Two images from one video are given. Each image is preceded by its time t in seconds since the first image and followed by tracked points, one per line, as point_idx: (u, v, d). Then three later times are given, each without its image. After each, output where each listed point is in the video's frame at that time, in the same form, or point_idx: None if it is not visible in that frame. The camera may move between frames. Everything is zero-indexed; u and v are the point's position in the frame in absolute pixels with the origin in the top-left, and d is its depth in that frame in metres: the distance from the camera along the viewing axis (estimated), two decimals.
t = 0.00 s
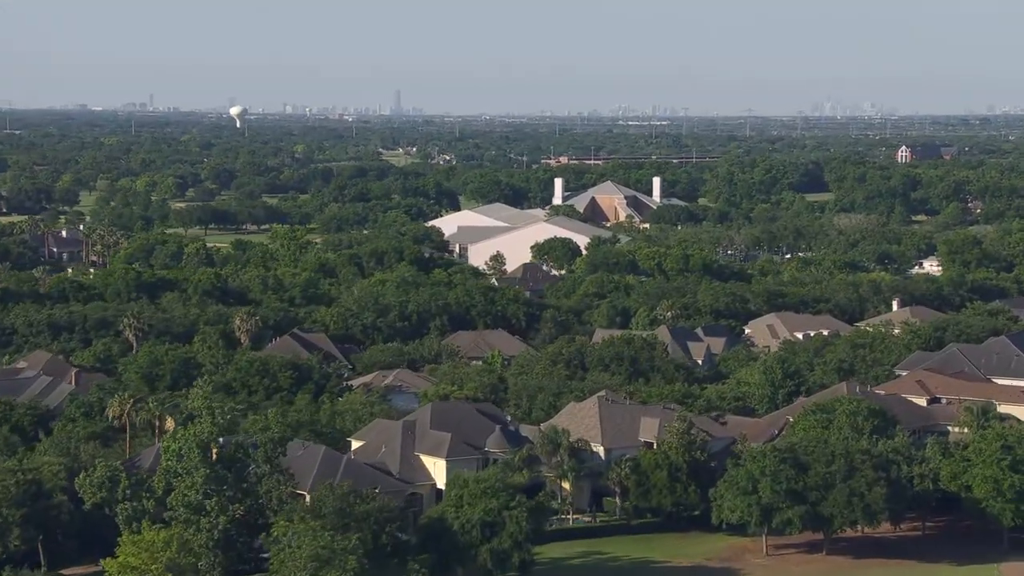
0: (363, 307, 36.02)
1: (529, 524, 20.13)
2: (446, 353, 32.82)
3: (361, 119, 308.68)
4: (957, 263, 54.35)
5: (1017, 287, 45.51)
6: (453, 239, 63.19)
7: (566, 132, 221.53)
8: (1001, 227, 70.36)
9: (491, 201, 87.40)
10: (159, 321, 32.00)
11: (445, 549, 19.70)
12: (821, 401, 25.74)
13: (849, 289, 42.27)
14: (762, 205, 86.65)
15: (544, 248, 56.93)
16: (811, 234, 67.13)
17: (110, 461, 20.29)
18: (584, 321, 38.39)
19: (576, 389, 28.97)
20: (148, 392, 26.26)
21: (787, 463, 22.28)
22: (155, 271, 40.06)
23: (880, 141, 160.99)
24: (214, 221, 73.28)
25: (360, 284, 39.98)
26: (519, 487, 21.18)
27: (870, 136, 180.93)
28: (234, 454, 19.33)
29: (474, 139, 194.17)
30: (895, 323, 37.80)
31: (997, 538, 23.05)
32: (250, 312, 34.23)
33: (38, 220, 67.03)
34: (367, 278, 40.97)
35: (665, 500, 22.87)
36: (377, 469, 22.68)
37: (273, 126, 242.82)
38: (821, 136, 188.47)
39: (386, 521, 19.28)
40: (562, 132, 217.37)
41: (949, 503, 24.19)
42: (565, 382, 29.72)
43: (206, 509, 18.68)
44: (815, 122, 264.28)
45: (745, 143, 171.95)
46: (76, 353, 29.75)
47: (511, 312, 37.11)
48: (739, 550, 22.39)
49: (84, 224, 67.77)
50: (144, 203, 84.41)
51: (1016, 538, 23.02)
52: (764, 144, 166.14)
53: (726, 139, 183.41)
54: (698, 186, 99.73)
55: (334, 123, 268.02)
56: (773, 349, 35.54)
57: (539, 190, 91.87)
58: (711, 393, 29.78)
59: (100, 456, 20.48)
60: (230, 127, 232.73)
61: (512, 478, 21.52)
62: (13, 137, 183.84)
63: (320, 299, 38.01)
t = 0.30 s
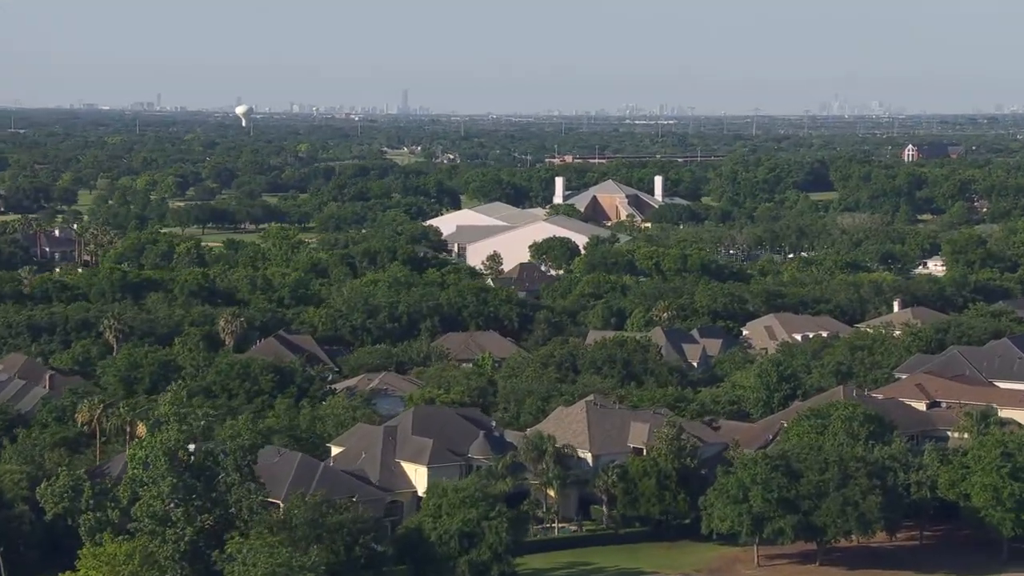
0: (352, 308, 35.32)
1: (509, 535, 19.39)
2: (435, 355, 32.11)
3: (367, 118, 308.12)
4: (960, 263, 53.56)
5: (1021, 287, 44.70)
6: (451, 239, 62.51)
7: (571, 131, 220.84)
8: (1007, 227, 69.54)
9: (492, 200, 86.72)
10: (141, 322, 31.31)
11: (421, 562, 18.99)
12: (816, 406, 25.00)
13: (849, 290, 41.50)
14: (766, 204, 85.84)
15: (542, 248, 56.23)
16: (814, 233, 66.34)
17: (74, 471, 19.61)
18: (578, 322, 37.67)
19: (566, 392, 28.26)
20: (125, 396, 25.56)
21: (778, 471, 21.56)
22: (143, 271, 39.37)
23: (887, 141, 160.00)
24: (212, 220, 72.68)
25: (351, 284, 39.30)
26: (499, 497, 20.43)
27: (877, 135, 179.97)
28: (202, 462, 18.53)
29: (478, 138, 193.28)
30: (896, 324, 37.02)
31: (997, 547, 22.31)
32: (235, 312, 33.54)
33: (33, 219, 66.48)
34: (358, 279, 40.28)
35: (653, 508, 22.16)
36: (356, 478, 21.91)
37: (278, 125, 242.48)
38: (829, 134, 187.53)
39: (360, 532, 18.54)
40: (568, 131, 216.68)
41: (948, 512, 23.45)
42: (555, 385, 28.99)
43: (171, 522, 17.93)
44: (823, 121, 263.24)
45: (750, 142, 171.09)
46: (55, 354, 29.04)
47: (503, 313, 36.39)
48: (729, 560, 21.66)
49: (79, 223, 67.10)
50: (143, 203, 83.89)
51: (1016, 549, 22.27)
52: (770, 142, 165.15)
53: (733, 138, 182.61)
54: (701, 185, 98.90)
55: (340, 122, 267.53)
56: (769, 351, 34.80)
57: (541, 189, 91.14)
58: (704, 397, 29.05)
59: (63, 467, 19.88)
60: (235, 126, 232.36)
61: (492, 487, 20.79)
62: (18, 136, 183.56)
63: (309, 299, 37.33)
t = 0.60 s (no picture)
0: (340, 309, 34.61)
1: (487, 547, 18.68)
2: (424, 357, 31.42)
3: (372, 116, 307.62)
4: (964, 263, 52.74)
5: None
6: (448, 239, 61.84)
7: (576, 130, 220.25)
8: (1012, 226, 68.64)
9: (492, 199, 86.04)
10: (123, 323, 30.62)
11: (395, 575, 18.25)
12: (810, 411, 24.29)
13: (850, 290, 40.74)
14: (769, 203, 85.03)
15: (540, 247, 55.52)
16: (816, 233, 65.54)
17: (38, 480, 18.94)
18: (572, 324, 36.95)
19: (555, 396, 27.52)
20: (100, 402, 24.85)
21: (769, 480, 20.84)
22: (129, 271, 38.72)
23: (894, 140, 159.01)
24: (209, 219, 72.04)
25: (342, 285, 38.59)
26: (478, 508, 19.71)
27: (883, 134, 178.94)
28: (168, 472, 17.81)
29: (483, 136, 192.36)
30: (897, 325, 36.28)
31: (997, 557, 21.58)
32: (220, 313, 32.84)
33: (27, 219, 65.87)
34: (349, 279, 39.57)
35: (641, 518, 21.43)
36: (332, 486, 21.14)
37: (283, 125, 242.13)
38: (835, 134, 186.57)
39: (332, 544, 17.74)
40: (573, 131, 215.98)
41: (945, 521, 22.72)
42: (545, 389, 28.29)
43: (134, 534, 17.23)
44: (830, 120, 262.18)
45: (756, 142, 170.22)
46: (33, 357, 28.38)
47: (495, 314, 35.69)
48: (719, 571, 20.93)
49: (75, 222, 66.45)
50: (141, 202, 83.27)
51: (1016, 560, 21.53)
52: (776, 142, 164.13)
53: (739, 137, 181.85)
54: (705, 184, 98.09)
55: (345, 121, 266.90)
56: (766, 353, 34.08)
57: (542, 188, 90.41)
58: (697, 401, 28.32)
59: (26, 475, 19.21)
60: (240, 126, 232.11)
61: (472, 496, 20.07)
62: (22, 135, 183.27)
63: (297, 300, 36.65)
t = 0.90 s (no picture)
0: (328, 310, 33.90)
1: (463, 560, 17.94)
2: (411, 360, 30.70)
3: (377, 114, 307.19)
4: (967, 263, 51.96)
5: None
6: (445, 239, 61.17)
7: (581, 129, 219.84)
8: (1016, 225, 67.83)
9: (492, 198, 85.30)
10: (103, 325, 29.95)
11: None
12: (803, 417, 23.55)
13: (850, 291, 39.97)
14: (772, 202, 84.29)
15: (537, 247, 54.80)
16: (819, 232, 64.78)
17: None
18: (564, 326, 36.22)
19: (544, 401, 26.80)
20: (72, 407, 24.13)
21: (758, 489, 20.12)
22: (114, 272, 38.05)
23: (900, 138, 158.06)
24: (205, 219, 71.46)
25: (332, 286, 37.90)
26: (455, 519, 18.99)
27: (889, 132, 178.11)
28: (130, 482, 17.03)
29: (487, 135, 191.34)
30: (896, 327, 35.52)
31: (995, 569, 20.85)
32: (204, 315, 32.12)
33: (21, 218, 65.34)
34: (339, 280, 38.87)
35: (626, 528, 20.73)
36: (306, 496, 20.37)
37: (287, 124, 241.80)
38: (841, 132, 185.59)
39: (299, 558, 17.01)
40: (578, 129, 215.41)
41: (943, 531, 21.97)
42: (533, 393, 27.55)
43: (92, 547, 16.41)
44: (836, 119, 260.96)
45: (761, 141, 169.37)
46: (8, 360, 27.70)
47: (486, 316, 34.97)
48: None
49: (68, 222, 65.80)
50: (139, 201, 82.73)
51: (1016, 572, 20.79)
52: (782, 140, 163.27)
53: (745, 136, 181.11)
54: (708, 183, 97.27)
55: (350, 120, 266.30)
56: (763, 356, 33.33)
57: (543, 188, 89.65)
58: (689, 406, 27.58)
59: None
60: (245, 126, 231.82)
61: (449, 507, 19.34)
62: (26, 134, 183.30)
63: (284, 300, 35.95)
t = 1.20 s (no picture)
0: (313, 312, 33.22)
1: None
2: (396, 363, 30.03)
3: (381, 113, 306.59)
4: (968, 263, 51.24)
5: None
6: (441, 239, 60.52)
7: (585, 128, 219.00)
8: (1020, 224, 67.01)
9: (491, 198, 84.57)
10: (81, 327, 29.30)
11: None
12: (794, 424, 22.82)
13: (849, 292, 39.24)
14: (774, 201, 83.54)
15: (533, 247, 54.10)
16: (819, 232, 64.03)
17: None
18: (556, 328, 35.53)
19: (530, 405, 26.09)
20: (42, 412, 23.42)
21: (745, 500, 19.39)
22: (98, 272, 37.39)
23: (907, 137, 157.23)
24: (201, 218, 70.81)
25: (320, 287, 37.23)
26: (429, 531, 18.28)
27: (894, 131, 177.26)
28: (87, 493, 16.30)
29: (492, 135, 190.45)
30: (894, 329, 34.78)
31: None
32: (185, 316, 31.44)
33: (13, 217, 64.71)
34: (327, 280, 38.19)
35: (609, 540, 20.02)
36: (279, 507, 19.62)
37: (290, 122, 241.25)
38: (846, 131, 184.77)
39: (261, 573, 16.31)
40: (582, 128, 214.45)
41: (938, 542, 21.24)
42: (519, 398, 26.85)
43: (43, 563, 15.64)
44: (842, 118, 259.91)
45: (765, 139, 168.48)
46: None
47: (476, 317, 34.27)
48: None
49: (61, 221, 65.15)
50: (135, 199, 82.13)
51: None
52: (786, 139, 162.43)
53: (750, 134, 180.22)
54: (709, 182, 96.48)
55: (353, 119, 265.60)
56: (757, 359, 32.61)
57: (543, 187, 88.92)
58: (679, 411, 26.87)
59: None
60: (248, 125, 231.30)
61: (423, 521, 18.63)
62: (28, 133, 182.46)
63: (270, 301, 35.29)
